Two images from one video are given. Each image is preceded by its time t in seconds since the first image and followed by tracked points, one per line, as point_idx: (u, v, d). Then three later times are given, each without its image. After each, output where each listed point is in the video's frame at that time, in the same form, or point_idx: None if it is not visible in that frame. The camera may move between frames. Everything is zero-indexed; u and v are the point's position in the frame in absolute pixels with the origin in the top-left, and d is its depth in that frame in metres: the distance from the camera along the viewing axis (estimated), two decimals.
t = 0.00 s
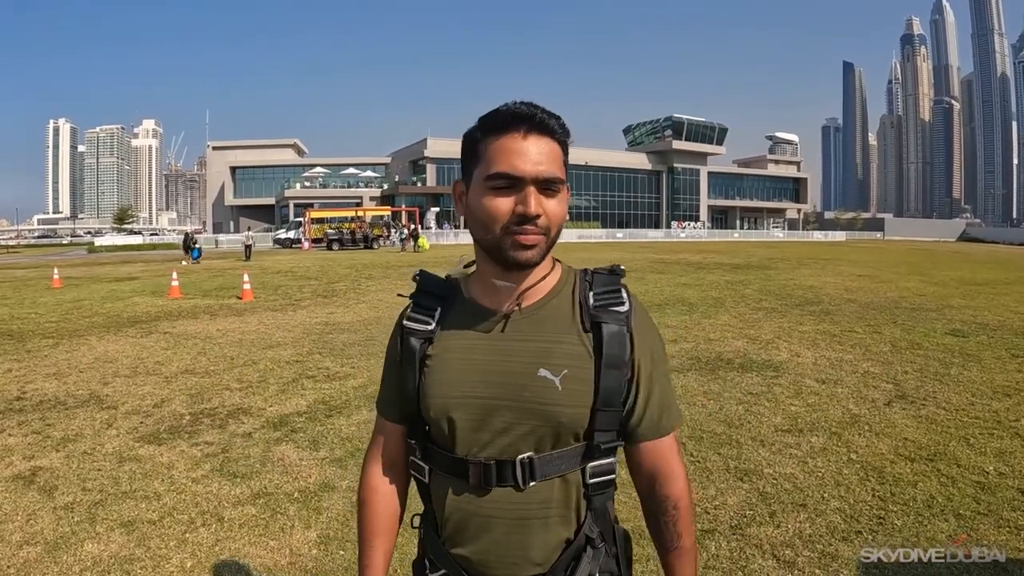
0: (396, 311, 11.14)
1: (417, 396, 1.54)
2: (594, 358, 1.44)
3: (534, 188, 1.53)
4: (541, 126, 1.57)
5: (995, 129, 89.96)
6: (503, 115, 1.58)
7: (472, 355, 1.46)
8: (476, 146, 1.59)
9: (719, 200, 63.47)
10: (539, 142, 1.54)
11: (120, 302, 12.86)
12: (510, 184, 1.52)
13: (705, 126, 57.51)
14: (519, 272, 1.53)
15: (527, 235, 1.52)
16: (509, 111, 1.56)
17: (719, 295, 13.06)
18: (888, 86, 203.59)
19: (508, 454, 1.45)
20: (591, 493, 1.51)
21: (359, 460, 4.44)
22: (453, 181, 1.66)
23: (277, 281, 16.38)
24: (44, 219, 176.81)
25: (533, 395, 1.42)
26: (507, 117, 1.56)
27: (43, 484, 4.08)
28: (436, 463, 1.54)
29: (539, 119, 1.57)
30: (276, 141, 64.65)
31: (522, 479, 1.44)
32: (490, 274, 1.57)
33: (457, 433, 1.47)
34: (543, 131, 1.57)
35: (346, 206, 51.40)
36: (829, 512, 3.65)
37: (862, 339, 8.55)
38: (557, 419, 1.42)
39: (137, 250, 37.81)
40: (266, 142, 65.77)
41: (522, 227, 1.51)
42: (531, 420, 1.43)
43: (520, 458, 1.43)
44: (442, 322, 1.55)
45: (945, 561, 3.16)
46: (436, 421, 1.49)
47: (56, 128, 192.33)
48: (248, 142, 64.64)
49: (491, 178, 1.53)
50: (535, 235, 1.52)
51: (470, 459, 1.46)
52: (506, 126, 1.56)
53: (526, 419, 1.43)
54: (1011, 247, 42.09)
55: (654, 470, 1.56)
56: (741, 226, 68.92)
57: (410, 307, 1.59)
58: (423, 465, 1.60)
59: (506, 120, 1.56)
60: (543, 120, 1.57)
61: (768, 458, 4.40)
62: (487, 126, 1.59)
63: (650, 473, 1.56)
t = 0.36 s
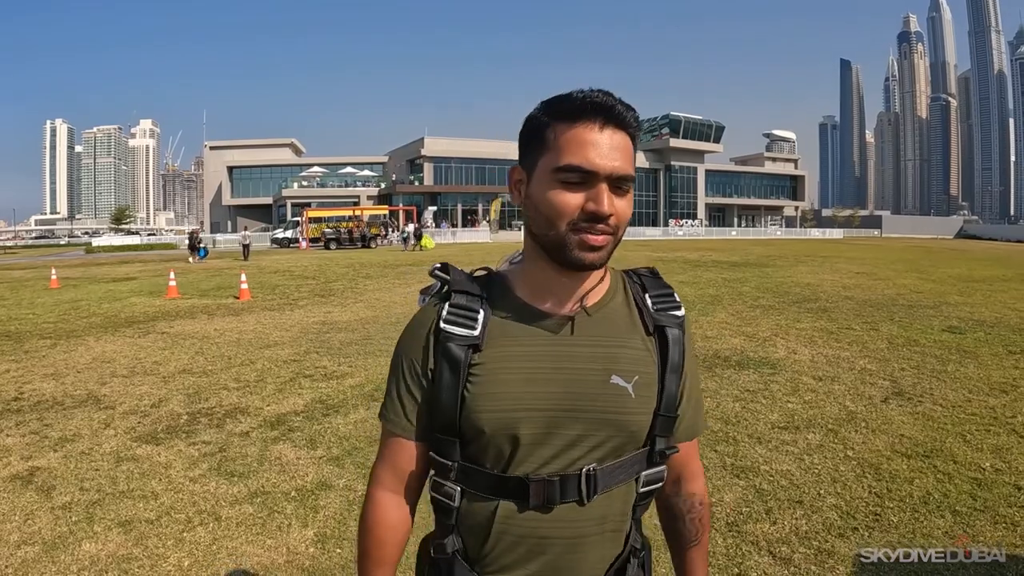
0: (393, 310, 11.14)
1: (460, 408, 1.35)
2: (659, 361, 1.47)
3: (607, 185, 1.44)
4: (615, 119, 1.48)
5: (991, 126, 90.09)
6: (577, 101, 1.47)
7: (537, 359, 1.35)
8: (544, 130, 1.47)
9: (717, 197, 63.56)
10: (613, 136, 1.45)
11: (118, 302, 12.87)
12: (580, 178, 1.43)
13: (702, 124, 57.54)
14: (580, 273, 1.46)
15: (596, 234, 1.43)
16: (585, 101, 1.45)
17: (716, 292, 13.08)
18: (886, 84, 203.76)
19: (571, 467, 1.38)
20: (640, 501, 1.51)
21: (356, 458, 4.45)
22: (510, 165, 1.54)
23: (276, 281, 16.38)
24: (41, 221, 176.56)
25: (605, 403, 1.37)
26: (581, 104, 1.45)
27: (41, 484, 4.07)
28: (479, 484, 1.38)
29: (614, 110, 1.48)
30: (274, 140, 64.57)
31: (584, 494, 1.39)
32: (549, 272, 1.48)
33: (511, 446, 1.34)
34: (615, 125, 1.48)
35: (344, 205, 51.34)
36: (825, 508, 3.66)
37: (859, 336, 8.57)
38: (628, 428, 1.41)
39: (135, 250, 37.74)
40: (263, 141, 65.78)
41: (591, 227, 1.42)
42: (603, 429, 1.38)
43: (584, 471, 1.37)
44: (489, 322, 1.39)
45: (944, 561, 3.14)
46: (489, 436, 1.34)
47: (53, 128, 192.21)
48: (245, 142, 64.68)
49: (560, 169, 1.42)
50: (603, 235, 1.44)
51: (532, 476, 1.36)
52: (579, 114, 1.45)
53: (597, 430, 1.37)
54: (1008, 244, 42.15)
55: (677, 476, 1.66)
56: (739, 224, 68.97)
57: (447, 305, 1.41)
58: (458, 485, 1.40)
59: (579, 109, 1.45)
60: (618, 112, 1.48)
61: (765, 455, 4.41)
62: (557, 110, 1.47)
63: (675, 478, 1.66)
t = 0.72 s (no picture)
0: (392, 309, 11.15)
1: (508, 401, 1.31)
2: (705, 377, 1.48)
3: (655, 184, 1.42)
4: (669, 118, 1.46)
5: (992, 124, 89.92)
6: (631, 100, 1.48)
7: (594, 360, 1.33)
8: (598, 132, 1.49)
9: (717, 196, 63.53)
10: (666, 134, 1.43)
11: (118, 303, 12.90)
12: (627, 176, 1.43)
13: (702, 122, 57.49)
14: (628, 271, 1.44)
15: (637, 234, 1.41)
16: (638, 99, 1.46)
17: (716, 291, 13.07)
18: (886, 81, 203.48)
19: (616, 477, 1.37)
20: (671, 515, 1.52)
21: (354, 458, 4.45)
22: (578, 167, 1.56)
23: (275, 281, 16.40)
24: (42, 221, 176.71)
25: (653, 413, 1.36)
26: (637, 105, 1.46)
27: (40, 484, 4.09)
28: (518, 483, 1.35)
29: (670, 109, 1.46)
30: (274, 140, 64.58)
31: (627, 506, 1.37)
32: (598, 270, 1.46)
33: (560, 447, 1.31)
34: (671, 124, 1.47)
35: (344, 204, 51.35)
36: (822, 506, 3.67)
37: (858, 334, 8.57)
38: (673, 439, 1.40)
39: (135, 251, 37.79)
40: (262, 141, 65.76)
41: (631, 225, 1.41)
42: (650, 438, 1.37)
43: (631, 483, 1.36)
44: (546, 312, 1.37)
45: (943, 561, 3.14)
46: (539, 432, 1.31)
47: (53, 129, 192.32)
48: (245, 142, 64.79)
49: (607, 169, 1.43)
50: (645, 235, 1.41)
51: (577, 481, 1.34)
52: (631, 114, 1.46)
53: (641, 439, 1.36)
54: (1009, 241, 42.11)
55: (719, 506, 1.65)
56: (739, 222, 68.95)
57: (505, 290, 1.38)
58: (493, 482, 1.36)
59: (633, 108, 1.46)
60: (671, 113, 1.47)
61: (762, 453, 4.42)
62: (610, 112, 1.50)
63: (717, 507, 1.65)
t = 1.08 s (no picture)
0: (395, 309, 11.18)
1: (534, 407, 1.22)
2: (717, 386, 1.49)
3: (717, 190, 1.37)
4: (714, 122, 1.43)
5: (996, 122, 89.75)
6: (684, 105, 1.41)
7: (623, 366, 1.27)
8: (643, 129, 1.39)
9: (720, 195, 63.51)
10: (715, 142, 1.38)
11: (121, 303, 12.94)
12: (693, 183, 1.35)
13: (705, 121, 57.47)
14: (679, 279, 1.37)
15: (706, 242, 1.35)
16: (690, 104, 1.40)
17: (719, 290, 13.06)
18: (889, 79, 203.08)
19: (639, 485, 1.32)
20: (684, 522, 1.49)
21: (357, 457, 4.46)
22: (603, 166, 1.43)
23: (278, 280, 16.45)
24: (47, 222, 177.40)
25: (676, 419, 1.32)
26: (691, 110, 1.40)
27: (44, 483, 4.10)
28: (542, 495, 1.26)
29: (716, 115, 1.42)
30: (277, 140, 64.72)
31: (650, 514, 1.33)
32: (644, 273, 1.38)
33: (585, 455, 1.24)
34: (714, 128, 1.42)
35: (347, 204, 51.43)
36: (825, 505, 3.66)
37: (861, 333, 8.56)
38: (693, 445, 1.37)
39: (139, 251, 37.92)
40: (265, 141, 65.91)
41: (705, 234, 1.35)
42: (673, 445, 1.33)
43: (654, 490, 1.31)
44: (570, 314, 1.30)
45: (940, 561, 3.13)
46: (567, 442, 1.23)
47: (57, 130, 192.98)
48: (248, 142, 64.97)
49: (675, 173, 1.34)
50: (712, 243, 1.36)
51: (606, 491, 1.27)
52: (688, 120, 1.39)
53: (664, 446, 1.31)
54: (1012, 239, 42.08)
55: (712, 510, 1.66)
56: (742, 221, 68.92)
57: (530, 290, 1.29)
58: (511, 494, 1.26)
59: (688, 111, 1.39)
60: (722, 117, 1.43)
61: (765, 452, 4.41)
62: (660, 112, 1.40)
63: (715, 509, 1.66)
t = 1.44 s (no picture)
0: (400, 308, 11.20)
1: (506, 429, 1.16)
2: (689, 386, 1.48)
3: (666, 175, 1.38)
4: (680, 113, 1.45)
5: (1001, 122, 89.56)
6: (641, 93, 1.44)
7: (598, 375, 1.22)
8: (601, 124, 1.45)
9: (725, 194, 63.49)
10: (669, 127, 1.41)
11: (127, 302, 12.98)
12: (633, 166, 1.37)
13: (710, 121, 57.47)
14: (625, 270, 1.37)
15: (642, 226, 1.34)
16: (648, 91, 1.43)
17: (723, 289, 13.07)
18: (893, 78, 202.61)
19: (625, 496, 1.29)
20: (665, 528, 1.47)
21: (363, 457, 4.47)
22: (566, 166, 1.49)
23: (284, 280, 16.52)
24: (52, 222, 178.17)
25: (657, 426, 1.30)
26: (647, 98, 1.43)
27: (50, 482, 4.13)
28: (521, 517, 1.20)
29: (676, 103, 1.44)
30: (281, 140, 64.87)
31: (635, 524, 1.30)
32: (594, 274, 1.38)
33: (567, 473, 1.20)
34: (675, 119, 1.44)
35: (352, 204, 51.54)
36: (829, 505, 3.66)
37: (865, 332, 8.55)
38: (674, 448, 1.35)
39: (144, 251, 38.04)
40: (270, 141, 66.06)
41: (639, 214, 1.34)
42: (653, 455, 1.31)
43: (638, 501, 1.29)
44: (539, 322, 1.23)
45: (940, 561, 3.12)
46: (547, 459, 1.18)
47: (61, 130, 194.02)
48: (253, 142, 65.15)
49: (616, 155, 1.37)
50: (649, 228, 1.35)
51: (590, 507, 1.23)
52: (642, 105, 1.42)
53: (646, 455, 1.29)
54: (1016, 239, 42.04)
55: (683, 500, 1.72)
56: (746, 220, 68.90)
57: (492, 300, 1.21)
58: (488, 519, 1.20)
59: (643, 100, 1.43)
60: (680, 107, 1.45)
61: (770, 452, 4.41)
62: (616, 103, 1.45)
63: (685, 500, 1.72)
